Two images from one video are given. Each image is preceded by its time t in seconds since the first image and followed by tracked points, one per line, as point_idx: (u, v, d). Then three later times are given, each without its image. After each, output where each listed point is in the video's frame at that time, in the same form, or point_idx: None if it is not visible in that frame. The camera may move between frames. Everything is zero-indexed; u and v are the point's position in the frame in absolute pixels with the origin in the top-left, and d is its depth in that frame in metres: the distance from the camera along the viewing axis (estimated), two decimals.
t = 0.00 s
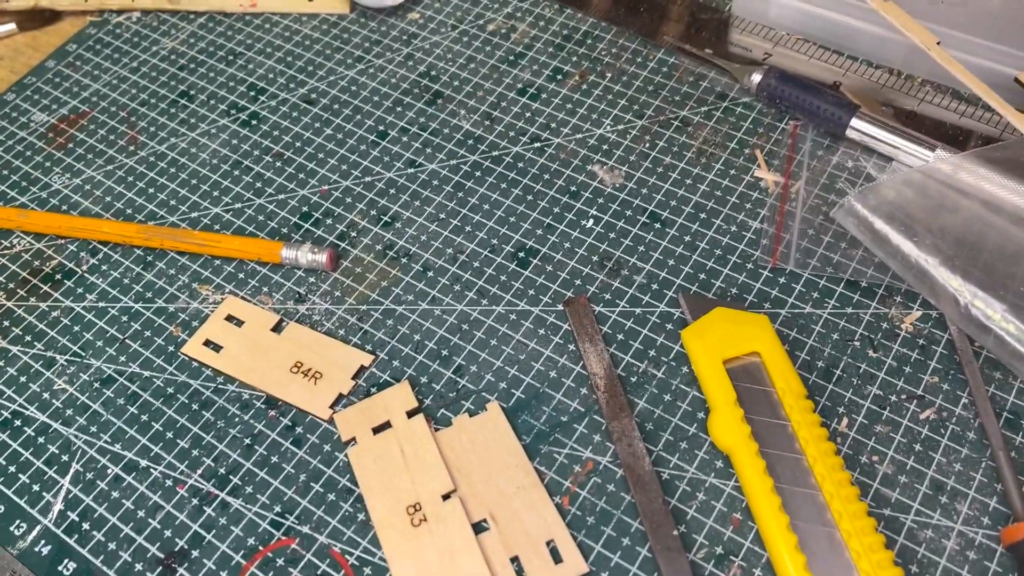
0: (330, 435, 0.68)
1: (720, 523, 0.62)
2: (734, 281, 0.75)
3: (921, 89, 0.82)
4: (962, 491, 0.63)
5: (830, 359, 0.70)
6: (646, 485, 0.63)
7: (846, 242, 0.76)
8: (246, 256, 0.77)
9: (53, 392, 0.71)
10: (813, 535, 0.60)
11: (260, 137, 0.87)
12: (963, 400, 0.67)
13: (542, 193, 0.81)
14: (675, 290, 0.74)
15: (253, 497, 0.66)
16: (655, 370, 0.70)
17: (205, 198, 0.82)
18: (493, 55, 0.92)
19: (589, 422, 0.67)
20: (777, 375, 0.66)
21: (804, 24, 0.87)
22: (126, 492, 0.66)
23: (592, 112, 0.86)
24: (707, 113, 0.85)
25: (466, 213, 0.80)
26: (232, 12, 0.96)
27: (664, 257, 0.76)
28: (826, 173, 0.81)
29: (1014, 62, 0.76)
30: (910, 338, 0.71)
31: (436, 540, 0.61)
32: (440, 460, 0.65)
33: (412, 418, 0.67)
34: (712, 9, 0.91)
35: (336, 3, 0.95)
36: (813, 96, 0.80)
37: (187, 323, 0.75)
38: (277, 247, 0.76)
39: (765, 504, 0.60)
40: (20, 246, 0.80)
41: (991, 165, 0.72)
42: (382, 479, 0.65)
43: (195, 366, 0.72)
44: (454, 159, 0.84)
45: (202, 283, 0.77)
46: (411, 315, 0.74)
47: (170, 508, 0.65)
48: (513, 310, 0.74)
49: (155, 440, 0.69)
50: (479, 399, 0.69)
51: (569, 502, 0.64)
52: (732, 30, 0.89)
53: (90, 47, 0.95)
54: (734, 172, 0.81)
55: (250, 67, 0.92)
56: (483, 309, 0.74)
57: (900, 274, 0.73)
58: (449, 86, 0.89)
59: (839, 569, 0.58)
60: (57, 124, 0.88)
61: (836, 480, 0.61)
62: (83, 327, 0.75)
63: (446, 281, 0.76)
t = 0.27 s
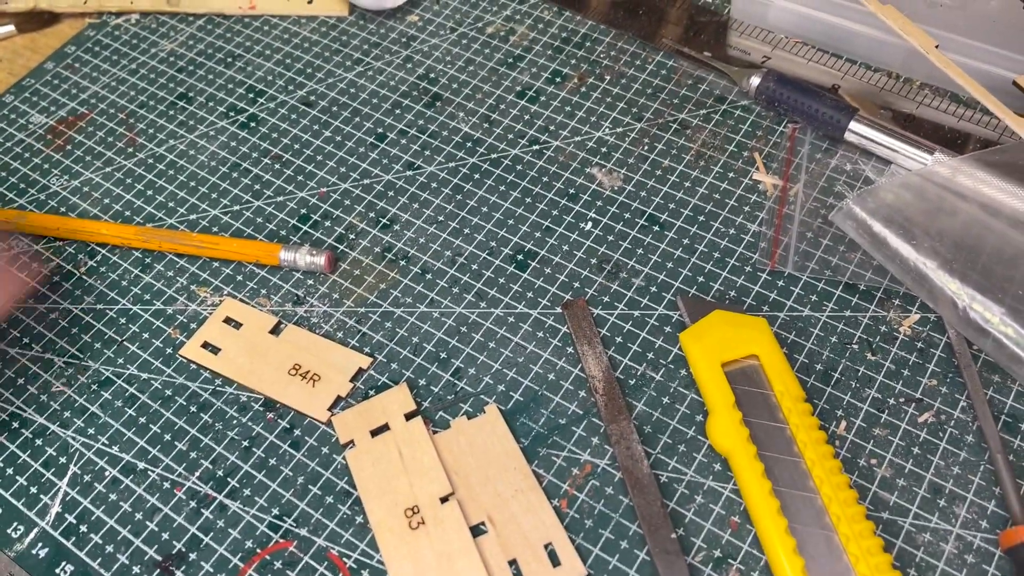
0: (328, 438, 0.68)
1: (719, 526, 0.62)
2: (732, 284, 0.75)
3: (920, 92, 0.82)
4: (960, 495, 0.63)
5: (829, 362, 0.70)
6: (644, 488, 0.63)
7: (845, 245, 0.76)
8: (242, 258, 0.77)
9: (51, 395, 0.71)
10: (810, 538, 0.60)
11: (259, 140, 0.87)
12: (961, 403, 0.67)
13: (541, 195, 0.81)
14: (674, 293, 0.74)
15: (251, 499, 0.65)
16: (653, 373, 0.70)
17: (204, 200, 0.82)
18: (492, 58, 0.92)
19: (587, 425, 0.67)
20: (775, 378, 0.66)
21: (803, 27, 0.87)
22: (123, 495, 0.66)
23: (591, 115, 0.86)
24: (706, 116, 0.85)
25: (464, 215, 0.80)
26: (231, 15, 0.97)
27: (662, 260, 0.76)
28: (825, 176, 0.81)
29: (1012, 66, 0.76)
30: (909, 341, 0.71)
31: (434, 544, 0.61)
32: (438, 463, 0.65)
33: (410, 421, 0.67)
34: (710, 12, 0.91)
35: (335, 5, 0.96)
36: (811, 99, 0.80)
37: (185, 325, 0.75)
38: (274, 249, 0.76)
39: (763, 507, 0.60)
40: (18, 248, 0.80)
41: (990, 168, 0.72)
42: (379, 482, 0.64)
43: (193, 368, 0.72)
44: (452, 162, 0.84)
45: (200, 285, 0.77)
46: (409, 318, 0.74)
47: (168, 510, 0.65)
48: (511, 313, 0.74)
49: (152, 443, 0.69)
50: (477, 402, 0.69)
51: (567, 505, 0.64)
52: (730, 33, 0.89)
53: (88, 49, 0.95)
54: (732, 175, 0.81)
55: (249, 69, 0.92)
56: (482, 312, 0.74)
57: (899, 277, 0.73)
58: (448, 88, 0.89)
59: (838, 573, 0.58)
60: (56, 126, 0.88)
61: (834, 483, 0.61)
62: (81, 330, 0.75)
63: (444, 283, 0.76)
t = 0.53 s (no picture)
0: (328, 438, 0.68)
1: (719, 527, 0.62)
2: (732, 284, 0.75)
3: (920, 93, 0.82)
4: (960, 496, 0.63)
5: (829, 362, 0.70)
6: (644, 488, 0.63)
7: (845, 246, 0.76)
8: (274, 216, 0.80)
9: (51, 396, 0.71)
10: (811, 539, 0.60)
11: (259, 140, 0.86)
12: (962, 404, 0.67)
13: (541, 196, 0.81)
14: (674, 293, 0.74)
15: (251, 500, 0.65)
16: (653, 374, 0.70)
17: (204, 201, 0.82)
18: (492, 58, 0.92)
19: (587, 425, 0.67)
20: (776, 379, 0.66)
21: (803, 28, 0.87)
22: (123, 495, 0.66)
23: (591, 115, 0.86)
24: (706, 116, 0.85)
25: (464, 216, 0.80)
26: (231, 15, 0.97)
27: (662, 261, 0.76)
28: (825, 177, 0.81)
29: (1012, 67, 0.76)
30: (909, 342, 0.71)
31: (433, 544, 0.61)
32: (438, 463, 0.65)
33: (410, 421, 0.67)
34: (711, 13, 0.91)
35: (335, 5, 0.96)
36: (811, 99, 0.80)
37: (185, 326, 0.75)
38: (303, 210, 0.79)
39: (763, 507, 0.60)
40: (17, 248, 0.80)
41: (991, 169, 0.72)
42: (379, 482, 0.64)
43: (193, 369, 0.72)
44: (452, 162, 0.84)
45: (200, 286, 0.77)
46: (409, 318, 0.74)
47: (167, 511, 0.65)
48: (511, 313, 0.74)
49: (152, 444, 0.68)
50: (477, 402, 0.69)
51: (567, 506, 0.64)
52: (730, 34, 0.89)
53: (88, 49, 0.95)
54: (732, 175, 0.81)
55: (249, 69, 0.92)
56: (482, 312, 0.74)
57: (899, 278, 0.73)
58: (448, 89, 0.89)
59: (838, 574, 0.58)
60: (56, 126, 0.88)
61: (834, 484, 0.61)
62: (81, 330, 0.75)
63: (444, 284, 0.76)
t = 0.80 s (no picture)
0: (328, 438, 0.68)
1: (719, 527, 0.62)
2: (732, 284, 0.75)
3: (920, 93, 0.82)
4: (961, 496, 0.63)
5: (829, 362, 0.70)
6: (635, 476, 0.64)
7: (845, 246, 0.77)
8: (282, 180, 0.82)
9: (51, 396, 0.71)
10: (811, 539, 0.60)
11: (259, 140, 0.86)
12: (962, 404, 0.67)
13: (541, 196, 0.81)
14: (674, 293, 0.74)
15: (251, 500, 0.65)
16: (653, 374, 0.70)
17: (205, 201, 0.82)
18: (492, 58, 0.92)
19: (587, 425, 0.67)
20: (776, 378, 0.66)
21: (803, 28, 0.87)
22: (123, 495, 0.66)
23: (591, 115, 0.86)
24: (706, 116, 0.85)
25: (464, 216, 0.80)
26: (232, 15, 0.97)
27: (663, 260, 0.76)
28: (825, 177, 0.81)
29: (1012, 67, 0.76)
30: (909, 342, 0.71)
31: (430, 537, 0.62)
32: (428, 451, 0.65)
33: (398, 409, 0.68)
34: (711, 13, 0.91)
35: (335, 6, 0.96)
36: (811, 99, 0.80)
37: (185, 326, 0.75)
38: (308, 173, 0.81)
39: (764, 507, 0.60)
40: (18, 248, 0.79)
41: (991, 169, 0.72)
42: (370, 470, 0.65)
43: (193, 368, 0.72)
44: (453, 162, 0.84)
45: (200, 286, 0.77)
46: (409, 318, 0.74)
47: (168, 511, 0.65)
48: (512, 313, 0.74)
49: (152, 444, 0.68)
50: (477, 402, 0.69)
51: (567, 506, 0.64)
52: (730, 34, 0.89)
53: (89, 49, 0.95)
54: (733, 175, 0.81)
55: (250, 69, 0.92)
56: (482, 312, 0.74)
57: (899, 278, 0.73)
58: (448, 89, 0.89)
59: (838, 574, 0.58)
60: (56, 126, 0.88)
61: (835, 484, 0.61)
62: (81, 330, 0.75)
63: (444, 284, 0.76)
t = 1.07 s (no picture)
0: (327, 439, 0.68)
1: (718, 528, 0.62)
2: (732, 286, 0.75)
3: (920, 95, 0.82)
4: (960, 497, 0.63)
5: (829, 363, 0.70)
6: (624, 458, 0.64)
7: (844, 247, 0.76)
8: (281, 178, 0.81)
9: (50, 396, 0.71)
10: (811, 541, 0.60)
11: (258, 141, 0.86)
12: (961, 405, 0.67)
13: (541, 197, 0.81)
14: (674, 295, 0.74)
15: (250, 501, 0.65)
16: (653, 375, 0.70)
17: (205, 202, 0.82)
18: (491, 59, 0.92)
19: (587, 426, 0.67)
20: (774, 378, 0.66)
21: (802, 29, 0.87)
22: (123, 496, 0.66)
23: (591, 116, 0.86)
24: (706, 117, 0.85)
25: (464, 217, 0.80)
26: (231, 16, 0.97)
27: (663, 261, 0.76)
28: (825, 178, 0.81)
29: (1013, 68, 0.76)
30: (909, 343, 0.71)
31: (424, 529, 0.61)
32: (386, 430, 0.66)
33: (347, 391, 0.69)
34: (710, 14, 0.91)
35: (335, 7, 0.95)
36: (811, 100, 0.80)
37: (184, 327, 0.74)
38: (309, 174, 0.81)
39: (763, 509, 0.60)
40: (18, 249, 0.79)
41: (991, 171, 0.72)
42: (326, 451, 0.66)
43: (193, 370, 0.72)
44: (452, 163, 0.84)
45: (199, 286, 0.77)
46: (409, 319, 0.74)
47: (167, 512, 0.65)
48: (511, 314, 0.74)
49: (152, 445, 0.68)
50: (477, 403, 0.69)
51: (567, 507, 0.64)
52: (730, 35, 0.89)
53: (88, 50, 0.94)
54: (732, 176, 0.81)
55: (249, 70, 0.92)
56: (482, 313, 0.74)
57: (899, 279, 0.73)
58: (448, 90, 0.89)
59: None
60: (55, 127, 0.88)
61: (833, 485, 0.61)
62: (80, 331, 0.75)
63: (444, 285, 0.76)
